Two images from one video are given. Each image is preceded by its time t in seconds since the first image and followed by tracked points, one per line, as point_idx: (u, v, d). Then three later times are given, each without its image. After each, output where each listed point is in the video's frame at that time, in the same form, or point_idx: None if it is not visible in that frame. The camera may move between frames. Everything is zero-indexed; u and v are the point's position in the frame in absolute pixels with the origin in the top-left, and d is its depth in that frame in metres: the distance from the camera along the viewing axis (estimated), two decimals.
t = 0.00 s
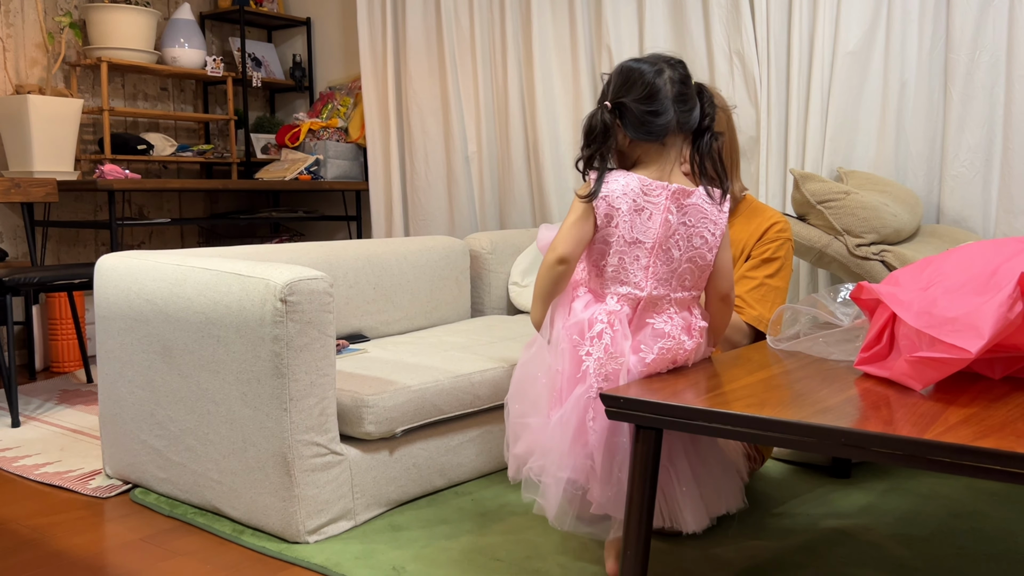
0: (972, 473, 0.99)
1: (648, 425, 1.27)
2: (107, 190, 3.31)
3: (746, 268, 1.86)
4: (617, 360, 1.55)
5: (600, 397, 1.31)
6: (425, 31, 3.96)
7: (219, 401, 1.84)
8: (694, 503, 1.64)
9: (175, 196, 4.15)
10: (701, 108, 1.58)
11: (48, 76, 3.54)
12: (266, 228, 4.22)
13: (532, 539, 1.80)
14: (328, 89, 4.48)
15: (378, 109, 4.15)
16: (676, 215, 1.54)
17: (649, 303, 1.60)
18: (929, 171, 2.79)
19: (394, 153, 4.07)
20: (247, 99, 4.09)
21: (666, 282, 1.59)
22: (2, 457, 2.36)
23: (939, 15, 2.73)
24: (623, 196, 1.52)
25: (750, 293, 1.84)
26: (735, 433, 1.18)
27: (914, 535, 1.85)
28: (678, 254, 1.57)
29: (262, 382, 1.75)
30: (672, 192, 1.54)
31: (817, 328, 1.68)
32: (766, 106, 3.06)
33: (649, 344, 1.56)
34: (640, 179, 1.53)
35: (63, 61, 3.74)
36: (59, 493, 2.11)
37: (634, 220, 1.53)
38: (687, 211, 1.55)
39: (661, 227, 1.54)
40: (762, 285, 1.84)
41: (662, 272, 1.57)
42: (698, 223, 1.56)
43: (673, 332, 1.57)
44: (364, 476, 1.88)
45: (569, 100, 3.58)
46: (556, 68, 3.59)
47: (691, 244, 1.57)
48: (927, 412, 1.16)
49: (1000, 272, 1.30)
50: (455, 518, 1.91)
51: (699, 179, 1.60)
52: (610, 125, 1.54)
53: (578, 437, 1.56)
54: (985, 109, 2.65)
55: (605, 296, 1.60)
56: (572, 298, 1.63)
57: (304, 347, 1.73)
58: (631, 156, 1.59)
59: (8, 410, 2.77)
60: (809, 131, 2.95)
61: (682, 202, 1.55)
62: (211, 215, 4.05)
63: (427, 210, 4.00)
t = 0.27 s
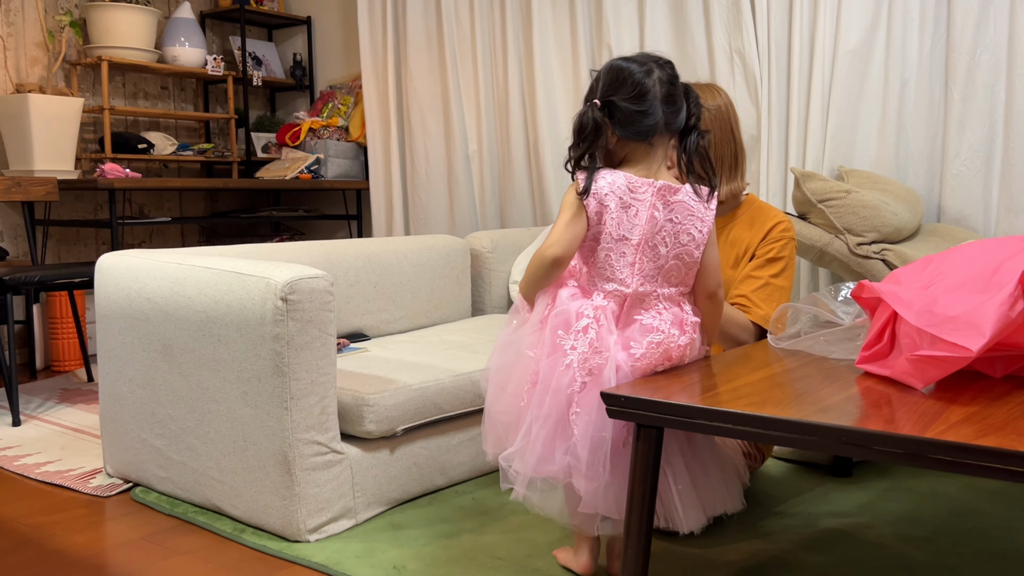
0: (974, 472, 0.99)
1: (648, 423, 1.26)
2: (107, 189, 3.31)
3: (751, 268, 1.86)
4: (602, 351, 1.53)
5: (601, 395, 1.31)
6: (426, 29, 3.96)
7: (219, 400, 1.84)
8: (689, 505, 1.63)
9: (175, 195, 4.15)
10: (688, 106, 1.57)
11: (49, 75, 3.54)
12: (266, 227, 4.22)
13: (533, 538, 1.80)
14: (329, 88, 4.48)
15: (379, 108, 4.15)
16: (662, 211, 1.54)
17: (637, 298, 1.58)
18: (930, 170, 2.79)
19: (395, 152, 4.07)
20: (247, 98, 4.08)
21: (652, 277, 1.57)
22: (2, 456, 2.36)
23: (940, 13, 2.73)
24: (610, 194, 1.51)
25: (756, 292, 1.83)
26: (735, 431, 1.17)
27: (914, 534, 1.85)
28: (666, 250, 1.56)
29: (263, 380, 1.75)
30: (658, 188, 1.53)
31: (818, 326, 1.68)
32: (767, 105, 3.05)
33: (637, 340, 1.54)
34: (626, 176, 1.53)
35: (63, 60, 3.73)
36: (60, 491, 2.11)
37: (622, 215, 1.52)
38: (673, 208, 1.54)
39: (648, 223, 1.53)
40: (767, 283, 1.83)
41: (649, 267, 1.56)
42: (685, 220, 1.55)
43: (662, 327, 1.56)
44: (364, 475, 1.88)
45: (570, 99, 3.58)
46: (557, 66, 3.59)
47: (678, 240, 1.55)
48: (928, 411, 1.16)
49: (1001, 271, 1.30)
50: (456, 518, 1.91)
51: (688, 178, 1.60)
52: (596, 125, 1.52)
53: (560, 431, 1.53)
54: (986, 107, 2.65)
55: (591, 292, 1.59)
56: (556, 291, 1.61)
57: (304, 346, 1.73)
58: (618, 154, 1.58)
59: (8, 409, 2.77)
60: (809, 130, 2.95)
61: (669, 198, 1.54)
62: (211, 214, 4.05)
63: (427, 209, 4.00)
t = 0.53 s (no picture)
0: (975, 471, 0.99)
1: (650, 422, 1.27)
2: (109, 188, 3.31)
3: (754, 268, 1.86)
4: (596, 360, 1.50)
5: (602, 394, 1.31)
6: (426, 28, 3.96)
7: (220, 399, 1.84)
8: (689, 508, 1.62)
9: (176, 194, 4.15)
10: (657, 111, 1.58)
11: (50, 74, 3.55)
12: (267, 226, 4.22)
13: (534, 538, 1.79)
14: (330, 87, 4.48)
15: (380, 107, 4.15)
16: (636, 208, 1.55)
17: (625, 300, 1.56)
18: (931, 169, 2.79)
19: (396, 151, 4.07)
20: (248, 97, 4.09)
21: (637, 279, 1.56)
22: (4, 455, 2.36)
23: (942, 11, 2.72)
24: (580, 194, 1.53)
25: (760, 292, 1.82)
26: (738, 430, 1.17)
27: (915, 533, 1.85)
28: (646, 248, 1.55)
29: (264, 379, 1.75)
30: (628, 188, 1.55)
31: (820, 326, 1.68)
32: (768, 103, 3.05)
33: (632, 342, 1.53)
34: (596, 180, 1.55)
35: (65, 59, 3.73)
36: (61, 490, 2.12)
37: (596, 217, 1.53)
38: (646, 204, 1.55)
39: (624, 221, 1.54)
40: (771, 283, 1.83)
41: (632, 265, 1.55)
42: (660, 214, 1.55)
43: (655, 328, 1.54)
44: (365, 474, 1.88)
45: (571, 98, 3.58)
46: (558, 65, 3.59)
47: (657, 236, 1.56)
48: (929, 410, 1.16)
49: (1002, 270, 1.30)
50: (457, 517, 1.91)
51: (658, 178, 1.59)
52: (566, 130, 1.53)
53: (560, 452, 1.49)
54: (987, 106, 2.65)
55: (578, 302, 1.57)
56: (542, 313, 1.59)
57: (306, 345, 1.73)
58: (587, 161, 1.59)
59: (10, 408, 2.77)
60: (811, 129, 2.95)
61: (640, 195, 1.55)
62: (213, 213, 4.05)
63: (428, 208, 4.00)
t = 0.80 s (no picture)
0: (978, 470, 0.99)
1: (653, 422, 1.26)
2: (111, 187, 3.31)
3: (756, 268, 1.85)
4: (621, 351, 1.50)
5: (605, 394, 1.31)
6: (428, 27, 3.96)
7: (222, 398, 1.84)
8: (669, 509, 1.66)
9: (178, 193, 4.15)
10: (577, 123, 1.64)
11: (53, 73, 3.55)
12: (269, 226, 4.23)
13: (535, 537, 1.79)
14: (332, 86, 4.48)
15: (382, 106, 4.15)
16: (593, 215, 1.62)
17: (610, 302, 1.59)
18: (933, 168, 2.79)
19: (398, 150, 4.07)
20: (250, 96, 4.09)
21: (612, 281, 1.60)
22: (6, 454, 2.36)
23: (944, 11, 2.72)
24: (555, 195, 1.51)
25: (762, 291, 1.82)
26: (741, 430, 1.17)
27: (918, 533, 1.84)
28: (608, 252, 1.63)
29: (266, 378, 1.75)
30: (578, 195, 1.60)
31: (822, 325, 1.68)
32: (770, 103, 3.05)
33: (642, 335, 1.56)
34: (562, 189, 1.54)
35: (67, 59, 3.73)
36: (63, 489, 2.12)
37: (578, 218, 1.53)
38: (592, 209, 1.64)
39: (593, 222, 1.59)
40: (774, 282, 1.83)
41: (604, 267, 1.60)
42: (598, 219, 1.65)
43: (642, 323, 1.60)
44: (367, 473, 1.88)
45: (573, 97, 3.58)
46: (560, 64, 3.59)
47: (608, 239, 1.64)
48: (932, 410, 1.16)
49: (1004, 270, 1.30)
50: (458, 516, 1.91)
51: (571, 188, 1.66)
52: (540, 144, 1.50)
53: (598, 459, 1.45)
54: (989, 105, 2.64)
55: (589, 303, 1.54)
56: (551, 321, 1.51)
57: (308, 344, 1.73)
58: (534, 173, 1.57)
59: (12, 407, 2.77)
60: (813, 128, 2.95)
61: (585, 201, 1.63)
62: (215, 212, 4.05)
63: (430, 208, 4.00)
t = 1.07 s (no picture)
0: (981, 470, 0.99)
1: (656, 421, 1.27)
2: (114, 187, 3.31)
3: (758, 267, 1.85)
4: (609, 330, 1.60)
5: (608, 393, 1.31)
6: (431, 27, 3.96)
7: (226, 398, 1.84)
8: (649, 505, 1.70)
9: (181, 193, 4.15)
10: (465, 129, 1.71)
11: (56, 73, 3.55)
12: (271, 226, 4.24)
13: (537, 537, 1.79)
14: (334, 86, 4.49)
15: (385, 106, 4.16)
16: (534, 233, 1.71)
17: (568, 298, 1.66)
18: (936, 168, 2.79)
19: (401, 150, 4.08)
20: (253, 96, 4.09)
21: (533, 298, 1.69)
22: (10, 453, 2.37)
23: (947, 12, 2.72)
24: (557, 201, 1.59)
25: (765, 290, 1.82)
26: (744, 430, 1.17)
27: (920, 533, 1.84)
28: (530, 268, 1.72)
29: (270, 378, 1.75)
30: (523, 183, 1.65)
31: (824, 325, 1.68)
32: (773, 103, 3.05)
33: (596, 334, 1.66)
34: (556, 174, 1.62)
35: (70, 59, 3.74)
36: (67, 488, 2.12)
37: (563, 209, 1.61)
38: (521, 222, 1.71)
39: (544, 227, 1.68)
40: (775, 281, 1.83)
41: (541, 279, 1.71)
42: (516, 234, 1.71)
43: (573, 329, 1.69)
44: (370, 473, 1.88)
45: (576, 98, 3.58)
46: (563, 64, 3.59)
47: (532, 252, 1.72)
48: (935, 410, 1.16)
49: (1007, 270, 1.31)
50: (461, 516, 1.91)
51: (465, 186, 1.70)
52: (579, 144, 1.59)
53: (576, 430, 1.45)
54: (993, 106, 2.64)
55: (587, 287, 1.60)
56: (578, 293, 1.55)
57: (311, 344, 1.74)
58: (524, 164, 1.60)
59: (16, 406, 2.78)
60: (816, 128, 2.94)
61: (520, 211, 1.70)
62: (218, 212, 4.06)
63: (433, 208, 4.00)
